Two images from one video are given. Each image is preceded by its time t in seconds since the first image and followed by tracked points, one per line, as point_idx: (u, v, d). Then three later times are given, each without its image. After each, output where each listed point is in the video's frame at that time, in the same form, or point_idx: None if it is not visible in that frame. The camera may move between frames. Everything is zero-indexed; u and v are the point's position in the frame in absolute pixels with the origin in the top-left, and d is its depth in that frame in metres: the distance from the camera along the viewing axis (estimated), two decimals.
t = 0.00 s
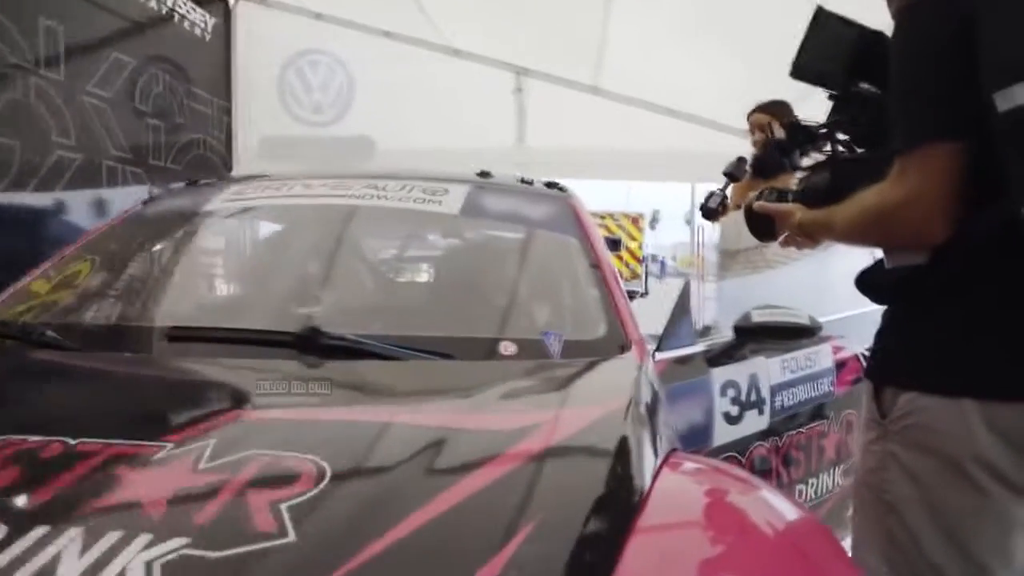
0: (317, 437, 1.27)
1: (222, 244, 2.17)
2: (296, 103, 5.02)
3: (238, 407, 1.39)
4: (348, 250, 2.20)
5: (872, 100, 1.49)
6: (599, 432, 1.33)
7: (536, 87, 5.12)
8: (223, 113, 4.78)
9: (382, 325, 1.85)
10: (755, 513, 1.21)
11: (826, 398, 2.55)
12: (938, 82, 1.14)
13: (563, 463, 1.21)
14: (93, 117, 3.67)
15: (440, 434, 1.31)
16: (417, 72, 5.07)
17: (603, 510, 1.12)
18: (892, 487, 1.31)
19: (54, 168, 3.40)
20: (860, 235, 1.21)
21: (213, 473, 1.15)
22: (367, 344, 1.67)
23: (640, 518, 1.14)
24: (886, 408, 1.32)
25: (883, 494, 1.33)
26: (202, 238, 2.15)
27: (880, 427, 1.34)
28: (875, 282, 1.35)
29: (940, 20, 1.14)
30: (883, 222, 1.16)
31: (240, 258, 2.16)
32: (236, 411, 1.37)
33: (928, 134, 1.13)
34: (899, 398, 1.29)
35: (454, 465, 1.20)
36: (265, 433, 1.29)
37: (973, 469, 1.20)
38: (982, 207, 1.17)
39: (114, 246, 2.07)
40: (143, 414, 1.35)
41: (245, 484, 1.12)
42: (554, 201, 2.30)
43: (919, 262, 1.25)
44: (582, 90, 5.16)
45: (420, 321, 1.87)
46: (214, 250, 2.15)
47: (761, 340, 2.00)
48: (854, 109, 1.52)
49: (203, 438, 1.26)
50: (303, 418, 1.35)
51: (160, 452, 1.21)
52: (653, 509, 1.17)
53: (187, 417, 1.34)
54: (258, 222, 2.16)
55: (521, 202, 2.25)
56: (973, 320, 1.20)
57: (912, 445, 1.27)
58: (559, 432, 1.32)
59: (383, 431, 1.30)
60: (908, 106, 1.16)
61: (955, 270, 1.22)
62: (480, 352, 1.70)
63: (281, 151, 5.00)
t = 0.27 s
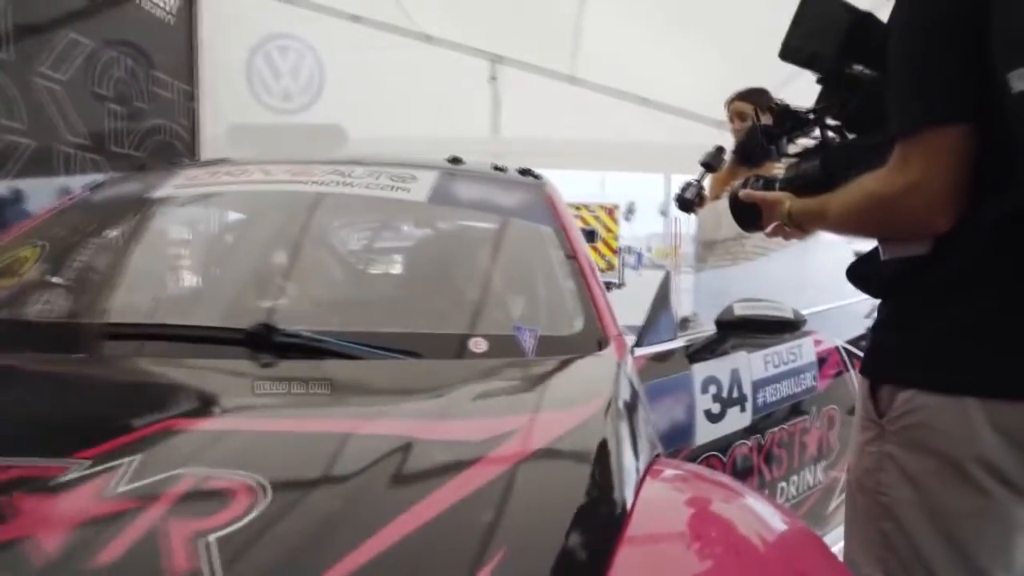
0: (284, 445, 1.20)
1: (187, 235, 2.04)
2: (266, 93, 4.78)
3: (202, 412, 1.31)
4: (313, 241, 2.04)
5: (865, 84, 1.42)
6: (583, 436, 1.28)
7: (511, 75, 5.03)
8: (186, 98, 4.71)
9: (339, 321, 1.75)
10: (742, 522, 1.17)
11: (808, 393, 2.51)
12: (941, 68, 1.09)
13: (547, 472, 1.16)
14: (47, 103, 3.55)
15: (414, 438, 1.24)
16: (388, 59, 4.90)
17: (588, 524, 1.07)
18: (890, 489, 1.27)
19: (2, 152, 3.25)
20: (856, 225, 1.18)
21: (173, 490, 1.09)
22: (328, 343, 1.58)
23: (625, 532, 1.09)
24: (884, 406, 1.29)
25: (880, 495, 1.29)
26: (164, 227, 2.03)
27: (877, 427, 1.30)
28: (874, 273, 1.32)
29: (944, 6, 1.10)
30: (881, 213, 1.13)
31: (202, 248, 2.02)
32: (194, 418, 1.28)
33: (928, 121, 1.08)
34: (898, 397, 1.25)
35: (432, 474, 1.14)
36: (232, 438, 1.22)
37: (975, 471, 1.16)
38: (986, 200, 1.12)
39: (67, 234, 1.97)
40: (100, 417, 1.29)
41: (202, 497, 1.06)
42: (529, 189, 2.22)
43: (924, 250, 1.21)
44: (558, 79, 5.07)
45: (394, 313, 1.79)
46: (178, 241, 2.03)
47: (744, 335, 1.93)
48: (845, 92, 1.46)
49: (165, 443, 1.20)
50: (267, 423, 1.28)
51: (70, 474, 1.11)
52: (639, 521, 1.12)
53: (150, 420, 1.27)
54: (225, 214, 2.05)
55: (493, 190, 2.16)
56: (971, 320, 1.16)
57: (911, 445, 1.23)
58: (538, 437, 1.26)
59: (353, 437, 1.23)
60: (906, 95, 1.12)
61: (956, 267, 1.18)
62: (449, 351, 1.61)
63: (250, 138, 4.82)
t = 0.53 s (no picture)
0: (262, 453, 1.16)
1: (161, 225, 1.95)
2: (239, 80, 4.66)
3: (175, 413, 1.28)
4: (286, 229, 1.95)
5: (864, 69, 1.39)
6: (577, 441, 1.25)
7: (491, 64, 4.95)
8: (158, 85, 4.68)
9: (306, 316, 1.66)
10: (736, 530, 1.17)
11: (797, 389, 2.47)
12: (945, 58, 1.07)
13: (540, 480, 1.13)
14: None
15: (402, 442, 1.21)
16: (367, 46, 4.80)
17: (588, 535, 1.04)
18: (895, 491, 1.26)
19: None
20: (860, 214, 1.18)
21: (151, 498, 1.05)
22: (294, 342, 1.51)
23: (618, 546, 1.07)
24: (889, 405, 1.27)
25: (882, 497, 1.28)
26: (129, 218, 1.94)
27: (881, 426, 1.29)
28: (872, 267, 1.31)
29: None
30: (888, 202, 1.12)
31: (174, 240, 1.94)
32: (133, 431, 1.22)
33: (937, 111, 1.06)
34: (904, 395, 1.24)
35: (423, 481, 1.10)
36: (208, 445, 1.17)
37: (985, 471, 1.15)
38: (993, 192, 1.12)
39: (24, 221, 1.87)
40: (68, 419, 1.25)
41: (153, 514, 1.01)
42: (510, 176, 2.13)
43: (931, 244, 1.19)
44: (538, 68, 4.99)
45: (376, 304, 1.72)
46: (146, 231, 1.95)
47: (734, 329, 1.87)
48: (844, 78, 1.42)
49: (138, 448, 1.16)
50: (240, 433, 1.22)
51: None
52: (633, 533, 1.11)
53: (118, 425, 1.23)
54: (198, 204, 1.94)
55: (471, 178, 2.07)
56: (972, 322, 1.15)
57: (917, 445, 1.22)
58: (524, 442, 1.23)
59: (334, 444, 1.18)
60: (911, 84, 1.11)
61: (960, 264, 1.16)
62: (424, 353, 1.54)
63: (222, 127, 4.68)
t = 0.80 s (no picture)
0: (252, 460, 1.14)
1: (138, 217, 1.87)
2: (218, 69, 4.57)
3: (150, 417, 1.26)
4: (265, 223, 1.87)
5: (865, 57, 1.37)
6: (574, 442, 1.24)
7: (475, 54, 4.91)
8: (133, 74, 4.62)
9: (278, 316, 1.61)
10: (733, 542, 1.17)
11: (787, 385, 2.44)
12: (948, 52, 1.11)
13: (537, 487, 1.11)
14: None
15: (394, 443, 1.19)
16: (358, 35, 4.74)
17: (590, 542, 1.04)
18: (897, 493, 1.28)
19: None
20: (866, 207, 1.22)
21: (133, 506, 1.03)
22: (269, 343, 1.46)
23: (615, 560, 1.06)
24: (891, 404, 1.30)
25: (885, 498, 1.30)
26: (104, 209, 1.88)
27: (883, 426, 1.31)
28: (874, 266, 1.34)
29: None
30: (896, 194, 1.16)
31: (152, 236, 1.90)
32: (83, 445, 1.17)
33: (944, 99, 1.11)
34: (908, 393, 1.26)
35: (421, 484, 1.09)
36: (203, 451, 1.17)
37: (992, 471, 1.16)
38: (997, 193, 1.16)
39: None
40: (46, 426, 1.23)
41: (95, 543, 0.96)
42: (495, 168, 2.04)
43: (935, 238, 1.22)
44: (522, 58, 4.97)
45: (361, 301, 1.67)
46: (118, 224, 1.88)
47: (724, 325, 1.83)
48: (845, 68, 1.41)
49: (118, 458, 1.14)
50: (219, 443, 1.19)
51: None
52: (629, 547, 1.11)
53: (95, 429, 1.22)
54: (175, 195, 1.86)
55: (454, 168, 2.00)
56: (976, 321, 1.18)
57: (920, 445, 1.24)
58: (508, 443, 1.21)
59: (323, 450, 1.16)
60: (916, 77, 1.15)
61: (963, 265, 1.19)
62: (405, 353, 1.49)
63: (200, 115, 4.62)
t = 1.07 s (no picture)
0: (224, 475, 1.08)
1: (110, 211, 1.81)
2: (198, 58, 4.50)
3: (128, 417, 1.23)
4: (244, 217, 1.84)
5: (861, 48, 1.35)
6: (561, 448, 1.20)
7: (459, 44, 4.84)
8: (108, 62, 4.52)
9: (250, 316, 1.54)
10: (725, 551, 1.21)
11: (778, 382, 2.41)
12: (951, 43, 1.07)
13: (524, 496, 1.08)
14: None
15: (377, 449, 1.16)
16: (344, 24, 4.68)
17: (578, 556, 1.02)
18: (896, 495, 1.24)
19: None
20: (863, 202, 1.18)
21: (98, 528, 0.98)
22: (240, 346, 1.41)
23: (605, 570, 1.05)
24: (890, 405, 1.26)
25: (884, 501, 1.27)
26: (82, 202, 1.79)
27: (881, 427, 1.27)
28: (872, 265, 1.30)
29: None
30: (896, 190, 1.12)
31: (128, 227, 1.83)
32: (40, 466, 1.10)
33: (945, 93, 1.07)
34: (907, 393, 1.22)
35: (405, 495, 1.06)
36: (187, 459, 1.13)
37: (992, 472, 1.13)
38: (998, 189, 1.13)
39: None
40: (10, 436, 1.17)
41: None
42: (476, 162, 1.97)
43: (935, 235, 1.18)
44: (509, 50, 4.94)
45: (340, 298, 1.62)
46: (94, 217, 1.79)
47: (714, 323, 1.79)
48: (841, 60, 1.38)
49: (85, 473, 1.09)
50: (188, 454, 1.14)
51: None
52: (621, 559, 1.12)
53: (72, 431, 1.17)
54: (145, 187, 1.79)
55: (437, 161, 1.93)
56: (977, 322, 1.14)
57: (919, 446, 1.21)
58: (495, 452, 1.17)
59: (299, 461, 1.12)
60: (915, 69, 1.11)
61: (963, 263, 1.16)
62: (384, 355, 1.44)
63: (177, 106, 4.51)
